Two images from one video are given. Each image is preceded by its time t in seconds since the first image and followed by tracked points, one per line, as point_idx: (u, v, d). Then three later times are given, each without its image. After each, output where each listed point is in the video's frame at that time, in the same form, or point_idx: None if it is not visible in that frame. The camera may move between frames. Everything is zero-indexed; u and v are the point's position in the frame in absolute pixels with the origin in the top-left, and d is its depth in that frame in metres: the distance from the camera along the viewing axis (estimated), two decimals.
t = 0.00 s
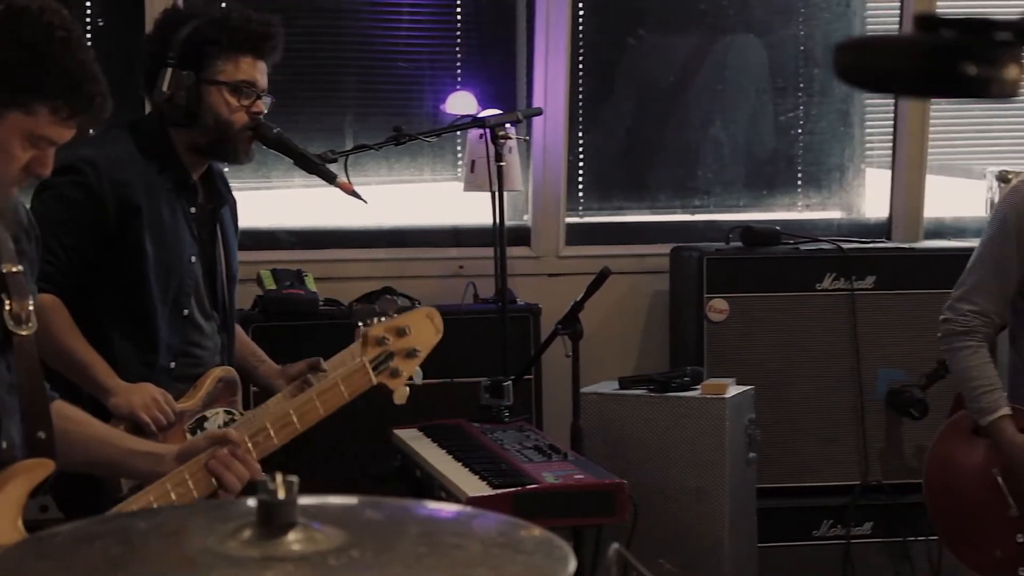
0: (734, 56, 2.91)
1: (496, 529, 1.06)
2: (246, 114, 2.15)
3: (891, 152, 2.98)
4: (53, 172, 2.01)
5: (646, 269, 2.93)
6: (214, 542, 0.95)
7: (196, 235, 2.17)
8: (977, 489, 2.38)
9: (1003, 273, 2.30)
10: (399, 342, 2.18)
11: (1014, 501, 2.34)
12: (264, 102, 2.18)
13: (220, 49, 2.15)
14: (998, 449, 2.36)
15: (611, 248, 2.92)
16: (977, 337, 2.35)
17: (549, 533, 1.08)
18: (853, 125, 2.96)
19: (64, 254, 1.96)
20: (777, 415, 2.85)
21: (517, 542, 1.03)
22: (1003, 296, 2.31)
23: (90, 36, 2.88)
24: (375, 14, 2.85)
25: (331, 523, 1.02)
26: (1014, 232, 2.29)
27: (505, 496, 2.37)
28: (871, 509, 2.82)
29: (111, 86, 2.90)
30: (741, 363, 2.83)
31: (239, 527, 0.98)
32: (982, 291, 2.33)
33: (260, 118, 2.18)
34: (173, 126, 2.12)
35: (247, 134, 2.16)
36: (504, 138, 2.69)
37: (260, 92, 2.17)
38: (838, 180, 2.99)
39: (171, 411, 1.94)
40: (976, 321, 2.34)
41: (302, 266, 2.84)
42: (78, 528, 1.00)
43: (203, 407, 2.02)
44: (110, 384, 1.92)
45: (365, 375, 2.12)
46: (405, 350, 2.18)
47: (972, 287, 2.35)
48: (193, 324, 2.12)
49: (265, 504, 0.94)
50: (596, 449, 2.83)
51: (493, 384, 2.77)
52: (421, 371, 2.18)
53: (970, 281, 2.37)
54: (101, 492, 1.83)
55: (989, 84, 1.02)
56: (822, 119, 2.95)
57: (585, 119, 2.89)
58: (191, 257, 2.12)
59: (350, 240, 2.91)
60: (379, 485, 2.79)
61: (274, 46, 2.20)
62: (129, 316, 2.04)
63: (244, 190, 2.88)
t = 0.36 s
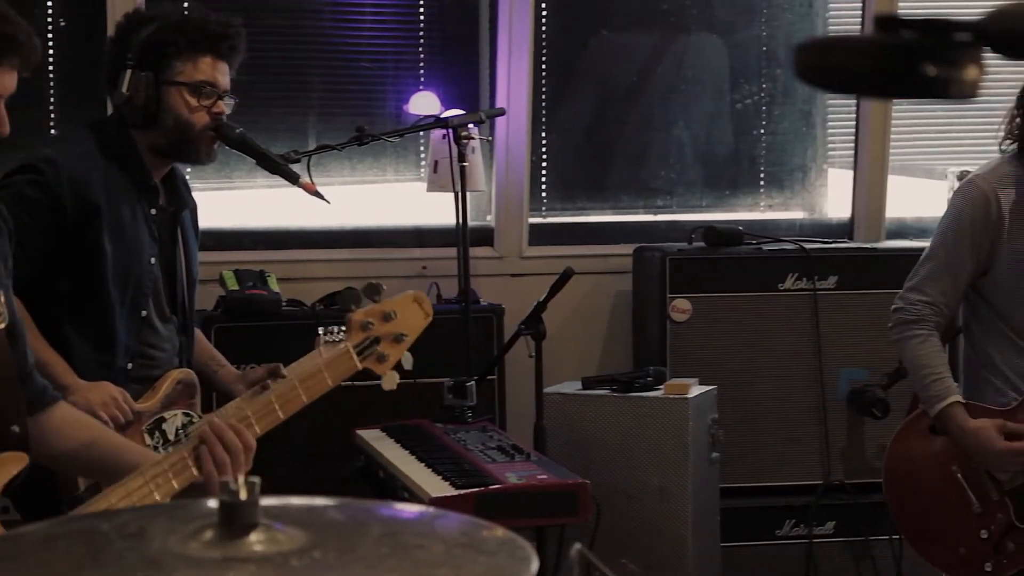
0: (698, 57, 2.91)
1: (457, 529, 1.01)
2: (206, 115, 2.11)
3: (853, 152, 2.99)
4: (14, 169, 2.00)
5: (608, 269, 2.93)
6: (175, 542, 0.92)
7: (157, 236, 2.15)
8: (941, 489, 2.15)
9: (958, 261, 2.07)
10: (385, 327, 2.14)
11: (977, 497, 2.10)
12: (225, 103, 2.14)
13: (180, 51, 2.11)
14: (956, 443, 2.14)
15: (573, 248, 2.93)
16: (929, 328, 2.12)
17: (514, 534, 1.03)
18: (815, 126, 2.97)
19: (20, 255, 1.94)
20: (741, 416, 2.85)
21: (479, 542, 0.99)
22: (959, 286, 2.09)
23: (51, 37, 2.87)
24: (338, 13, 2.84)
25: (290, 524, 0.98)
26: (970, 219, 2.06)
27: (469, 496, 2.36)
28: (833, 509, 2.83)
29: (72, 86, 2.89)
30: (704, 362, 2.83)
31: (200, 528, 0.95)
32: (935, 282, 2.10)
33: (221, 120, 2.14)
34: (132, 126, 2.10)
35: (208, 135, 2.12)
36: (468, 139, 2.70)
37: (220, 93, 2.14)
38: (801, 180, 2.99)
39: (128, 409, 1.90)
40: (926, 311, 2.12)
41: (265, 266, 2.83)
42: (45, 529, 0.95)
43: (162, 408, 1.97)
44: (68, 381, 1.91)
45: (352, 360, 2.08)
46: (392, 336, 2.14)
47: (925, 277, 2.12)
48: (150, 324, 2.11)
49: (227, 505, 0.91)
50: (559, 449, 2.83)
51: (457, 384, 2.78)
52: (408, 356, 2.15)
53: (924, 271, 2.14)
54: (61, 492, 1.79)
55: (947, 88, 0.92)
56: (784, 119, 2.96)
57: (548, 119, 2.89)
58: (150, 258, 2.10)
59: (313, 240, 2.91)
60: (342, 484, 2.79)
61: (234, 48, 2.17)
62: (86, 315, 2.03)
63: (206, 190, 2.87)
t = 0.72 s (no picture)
0: (658, 59, 2.91)
1: (418, 532, 1.01)
2: (166, 116, 2.07)
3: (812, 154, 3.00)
4: None
5: (568, 271, 2.94)
6: (133, 547, 0.90)
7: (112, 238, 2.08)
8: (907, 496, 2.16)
9: (919, 269, 2.07)
10: (342, 355, 2.14)
11: (941, 501, 2.13)
12: (182, 100, 2.11)
13: (138, 50, 2.07)
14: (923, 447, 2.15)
15: (533, 250, 2.93)
16: (893, 334, 2.13)
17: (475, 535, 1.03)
18: (774, 128, 2.97)
19: None
20: (701, 417, 2.85)
21: (439, 544, 0.99)
22: (921, 293, 2.09)
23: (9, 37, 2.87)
24: (299, 10, 2.83)
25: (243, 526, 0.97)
26: (932, 228, 2.06)
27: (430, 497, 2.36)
28: (793, 510, 2.83)
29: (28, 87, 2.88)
30: (664, 364, 2.83)
31: (159, 531, 0.93)
32: (899, 289, 2.09)
33: (179, 118, 2.10)
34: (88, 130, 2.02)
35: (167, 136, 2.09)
36: (427, 140, 2.70)
37: (178, 92, 2.10)
38: (761, 182, 3.00)
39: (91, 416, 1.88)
40: (888, 318, 2.12)
41: (224, 269, 2.82)
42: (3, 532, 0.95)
43: (124, 411, 1.96)
44: (26, 388, 1.86)
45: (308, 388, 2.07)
46: (348, 364, 2.14)
47: (888, 283, 2.11)
48: (109, 328, 2.05)
49: (185, 509, 0.90)
50: (519, 450, 2.83)
51: (416, 386, 2.78)
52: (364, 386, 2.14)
53: (887, 277, 2.13)
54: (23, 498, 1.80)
55: (902, 90, 0.88)
56: (744, 121, 2.97)
57: (508, 120, 2.89)
58: (107, 262, 2.04)
59: (272, 242, 2.90)
60: (302, 486, 2.78)
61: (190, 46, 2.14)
62: (44, 322, 1.95)
63: (164, 191, 2.86)
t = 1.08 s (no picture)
0: (616, 62, 2.92)
1: (375, 534, 1.05)
2: (96, 107, 2.06)
3: (770, 156, 3.01)
4: None
5: (527, 273, 2.94)
6: (89, 550, 0.93)
7: (62, 235, 2.08)
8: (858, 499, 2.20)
9: (875, 271, 2.08)
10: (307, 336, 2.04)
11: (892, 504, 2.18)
12: (117, 94, 2.09)
13: (68, 43, 2.08)
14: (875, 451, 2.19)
15: (492, 252, 2.93)
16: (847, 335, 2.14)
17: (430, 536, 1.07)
18: (732, 130, 2.98)
19: None
20: (660, 419, 2.85)
21: (396, 545, 1.02)
22: (875, 295, 2.10)
23: None
24: (257, 13, 2.82)
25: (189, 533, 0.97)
26: (888, 231, 2.08)
27: (387, 499, 2.36)
28: (752, 511, 2.83)
29: None
30: (623, 366, 2.83)
31: (115, 535, 0.96)
32: (853, 290, 2.11)
33: (113, 112, 2.08)
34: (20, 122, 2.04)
35: (100, 129, 2.07)
36: (386, 142, 2.69)
37: (111, 85, 2.09)
38: (719, 184, 3.01)
39: (44, 410, 1.84)
40: (841, 318, 2.13)
41: (181, 271, 2.82)
42: None
43: (78, 409, 1.92)
44: None
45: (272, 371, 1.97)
46: (314, 346, 2.03)
47: (841, 284, 2.13)
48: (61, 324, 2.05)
49: (142, 512, 0.92)
50: (478, 452, 2.83)
51: (375, 389, 2.77)
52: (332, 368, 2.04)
53: (841, 276, 2.14)
54: None
55: (858, 92, 0.85)
56: (702, 123, 2.97)
57: (466, 123, 2.89)
58: (57, 257, 2.03)
59: (230, 244, 2.90)
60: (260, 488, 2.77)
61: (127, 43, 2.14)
62: None
63: (121, 194, 2.85)
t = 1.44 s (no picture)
0: (579, 65, 2.92)
1: (338, 537, 1.05)
2: (57, 109, 2.06)
3: (732, 159, 3.02)
4: None
5: (489, 276, 2.94)
6: (50, 552, 0.93)
7: (22, 242, 2.06)
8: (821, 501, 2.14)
9: (844, 287, 2.02)
10: (266, 350, 2.00)
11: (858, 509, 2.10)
12: (78, 97, 2.10)
13: (30, 46, 2.09)
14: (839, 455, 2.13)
15: (455, 254, 2.93)
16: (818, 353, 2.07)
17: (395, 541, 1.07)
18: (694, 133, 2.99)
19: None
20: (622, 421, 2.85)
21: (358, 549, 1.02)
22: (844, 311, 2.04)
23: None
24: (219, 14, 2.81)
25: (164, 539, 0.99)
26: (855, 246, 2.01)
27: (352, 502, 2.35)
28: (714, 512, 2.84)
29: None
30: (585, 368, 2.84)
31: (76, 538, 0.96)
32: (822, 306, 2.04)
33: (74, 115, 2.09)
34: None
35: (61, 131, 2.07)
36: (348, 145, 2.69)
37: (73, 88, 2.09)
38: (681, 187, 3.02)
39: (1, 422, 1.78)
40: (813, 337, 2.07)
41: (143, 274, 2.81)
42: None
43: (37, 419, 1.86)
44: None
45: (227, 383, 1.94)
46: (273, 360, 2.00)
47: (812, 301, 2.06)
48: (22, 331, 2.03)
49: (104, 515, 0.93)
50: (442, 455, 2.82)
51: (338, 392, 2.77)
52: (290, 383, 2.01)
53: (811, 294, 2.07)
54: None
55: (817, 94, 0.93)
56: (664, 126, 2.98)
57: (430, 125, 2.89)
58: (18, 265, 2.03)
59: (192, 247, 2.89)
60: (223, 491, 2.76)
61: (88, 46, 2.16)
62: None
63: (82, 196, 2.84)
